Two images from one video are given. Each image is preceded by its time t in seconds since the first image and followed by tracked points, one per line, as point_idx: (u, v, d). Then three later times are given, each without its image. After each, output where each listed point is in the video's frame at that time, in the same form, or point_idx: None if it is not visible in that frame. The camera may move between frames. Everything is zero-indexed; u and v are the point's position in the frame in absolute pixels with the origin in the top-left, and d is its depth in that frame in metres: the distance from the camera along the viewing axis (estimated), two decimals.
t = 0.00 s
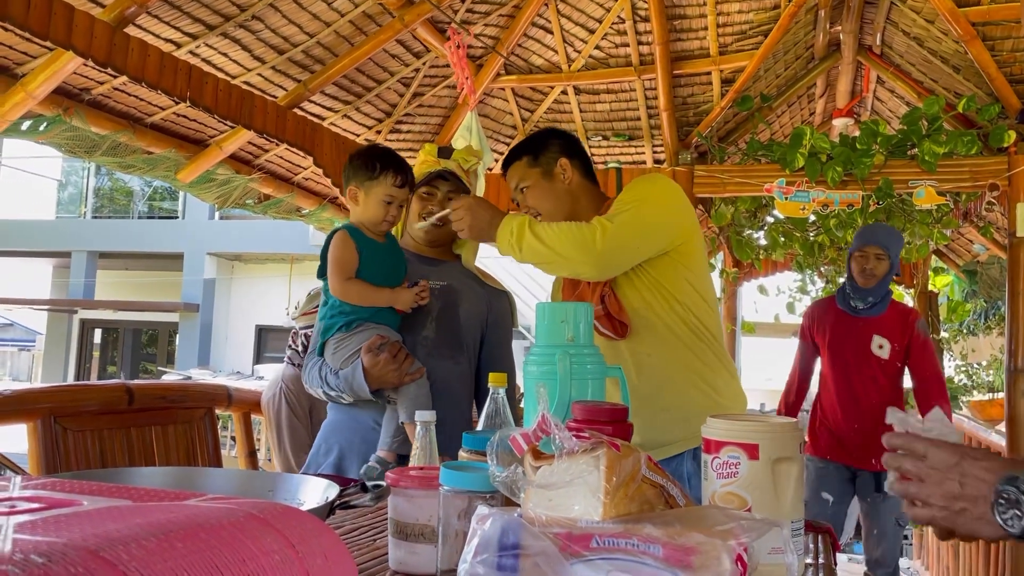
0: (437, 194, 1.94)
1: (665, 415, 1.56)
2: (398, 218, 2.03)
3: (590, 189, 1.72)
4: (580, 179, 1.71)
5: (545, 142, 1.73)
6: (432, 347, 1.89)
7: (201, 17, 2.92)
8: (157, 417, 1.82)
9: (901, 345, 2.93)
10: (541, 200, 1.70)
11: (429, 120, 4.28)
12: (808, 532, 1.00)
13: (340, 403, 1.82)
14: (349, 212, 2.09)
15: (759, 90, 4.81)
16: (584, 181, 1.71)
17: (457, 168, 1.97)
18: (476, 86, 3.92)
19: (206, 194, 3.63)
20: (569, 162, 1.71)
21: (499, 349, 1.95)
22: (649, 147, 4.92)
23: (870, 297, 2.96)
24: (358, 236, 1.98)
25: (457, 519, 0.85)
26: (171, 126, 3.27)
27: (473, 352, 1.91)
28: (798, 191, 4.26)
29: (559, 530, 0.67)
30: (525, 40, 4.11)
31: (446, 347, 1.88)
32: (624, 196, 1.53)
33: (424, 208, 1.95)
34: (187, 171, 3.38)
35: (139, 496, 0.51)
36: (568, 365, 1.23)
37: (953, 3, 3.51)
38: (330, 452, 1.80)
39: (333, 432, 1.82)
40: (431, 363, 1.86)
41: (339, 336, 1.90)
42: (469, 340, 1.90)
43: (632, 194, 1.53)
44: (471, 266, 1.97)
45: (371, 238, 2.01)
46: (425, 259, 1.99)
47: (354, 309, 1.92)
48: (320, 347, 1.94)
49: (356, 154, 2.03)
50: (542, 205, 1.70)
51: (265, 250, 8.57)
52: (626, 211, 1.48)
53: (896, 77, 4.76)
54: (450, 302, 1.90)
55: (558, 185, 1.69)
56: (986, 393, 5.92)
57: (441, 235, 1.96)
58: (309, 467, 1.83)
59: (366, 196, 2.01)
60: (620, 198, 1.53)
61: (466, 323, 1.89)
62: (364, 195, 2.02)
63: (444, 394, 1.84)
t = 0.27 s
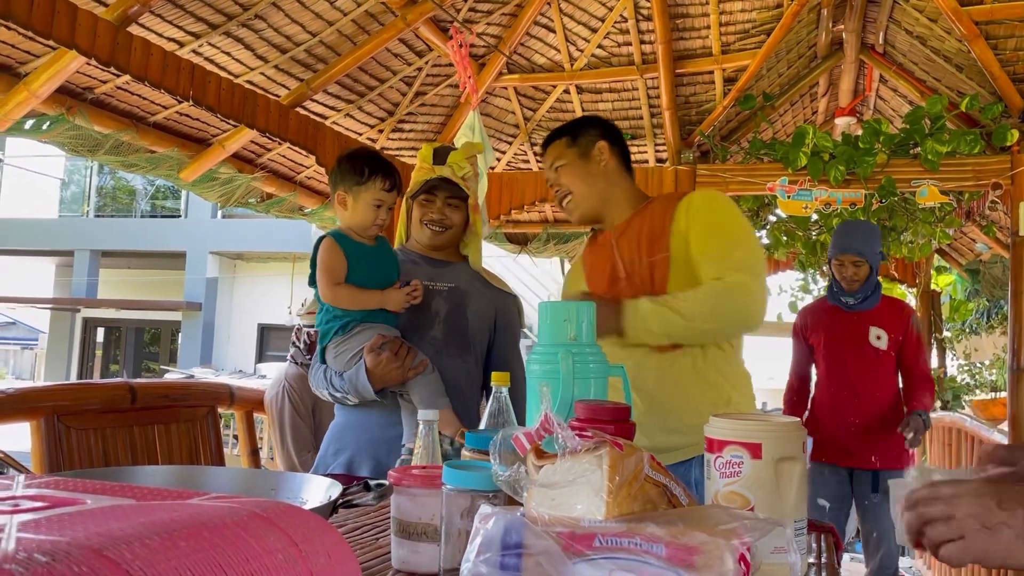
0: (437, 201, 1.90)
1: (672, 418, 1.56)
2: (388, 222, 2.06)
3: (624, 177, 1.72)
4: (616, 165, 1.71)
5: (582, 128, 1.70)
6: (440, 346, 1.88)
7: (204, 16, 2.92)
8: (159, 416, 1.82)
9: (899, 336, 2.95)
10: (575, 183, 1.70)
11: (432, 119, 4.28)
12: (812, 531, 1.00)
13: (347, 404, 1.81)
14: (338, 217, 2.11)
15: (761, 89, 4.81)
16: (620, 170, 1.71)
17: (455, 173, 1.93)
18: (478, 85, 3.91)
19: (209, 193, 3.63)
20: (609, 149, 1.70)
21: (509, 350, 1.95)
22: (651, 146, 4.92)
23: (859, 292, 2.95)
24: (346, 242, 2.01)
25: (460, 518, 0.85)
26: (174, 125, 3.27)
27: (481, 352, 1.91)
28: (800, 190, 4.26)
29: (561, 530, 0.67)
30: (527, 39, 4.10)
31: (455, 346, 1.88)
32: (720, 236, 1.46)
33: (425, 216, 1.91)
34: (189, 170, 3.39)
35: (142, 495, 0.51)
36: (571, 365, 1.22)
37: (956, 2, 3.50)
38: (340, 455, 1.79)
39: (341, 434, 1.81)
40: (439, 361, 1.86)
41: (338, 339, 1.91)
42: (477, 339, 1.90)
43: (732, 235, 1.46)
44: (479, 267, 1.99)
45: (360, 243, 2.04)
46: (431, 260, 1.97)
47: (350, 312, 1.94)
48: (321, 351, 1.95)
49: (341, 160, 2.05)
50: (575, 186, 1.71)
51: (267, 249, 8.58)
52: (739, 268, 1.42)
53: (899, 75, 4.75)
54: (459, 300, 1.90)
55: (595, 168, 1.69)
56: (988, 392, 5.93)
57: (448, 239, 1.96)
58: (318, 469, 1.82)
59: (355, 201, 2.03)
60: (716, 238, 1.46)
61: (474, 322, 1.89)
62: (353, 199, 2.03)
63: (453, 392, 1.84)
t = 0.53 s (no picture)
0: (438, 195, 1.91)
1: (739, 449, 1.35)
2: (388, 220, 2.06)
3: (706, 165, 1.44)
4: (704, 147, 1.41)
5: (682, 98, 1.37)
6: (431, 347, 1.88)
7: (205, 15, 2.92)
8: (161, 414, 1.83)
9: (891, 335, 2.98)
10: (671, 161, 1.37)
11: (433, 117, 4.28)
12: (814, 530, 1.01)
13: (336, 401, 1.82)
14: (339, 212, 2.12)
15: (763, 88, 4.80)
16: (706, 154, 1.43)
17: (456, 168, 1.90)
18: (480, 83, 3.91)
19: (210, 192, 3.63)
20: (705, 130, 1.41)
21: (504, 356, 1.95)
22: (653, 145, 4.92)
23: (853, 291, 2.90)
24: (341, 240, 2.02)
25: (460, 516, 0.85)
26: (175, 124, 3.27)
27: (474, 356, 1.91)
28: (801, 189, 4.26)
29: (561, 529, 0.67)
30: (528, 38, 4.10)
31: (446, 347, 1.88)
32: (819, 259, 1.36)
33: (426, 210, 1.91)
34: (191, 169, 3.39)
35: (142, 494, 0.51)
36: (572, 364, 1.22)
37: (957, 0, 3.49)
38: (327, 451, 1.80)
39: (329, 430, 1.82)
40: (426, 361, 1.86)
41: (324, 336, 1.95)
42: (471, 340, 1.90)
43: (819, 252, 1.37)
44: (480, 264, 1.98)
45: (356, 241, 2.06)
46: (434, 258, 1.96)
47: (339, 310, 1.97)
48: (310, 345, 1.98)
49: (345, 155, 2.05)
50: (670, 164, 1.37)
51: (269, 248, 8.59)
52: (841, 293, 1.35)
53: (900, 74, 4.74)
54: (453, 301, 1.89)
55: (691, 142, 1.37)
56: (991, 391, 5.92)
57: (448, 235, 1.95)
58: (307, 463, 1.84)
59: (356, 197, 2.03)
60: (817, 262, 1.36)
61: (468, 323, 1.89)
62: (353, 196, 2.04)
63: (441, 391, 1.84)
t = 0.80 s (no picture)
0: (447, 193, 1.90)
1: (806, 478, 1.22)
2: (389, 216, 2.07)
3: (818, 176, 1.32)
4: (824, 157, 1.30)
5: (814, 91, 1.24)
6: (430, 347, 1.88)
7: (207, 13, 2.91)
8: (163, 413, 1.82)
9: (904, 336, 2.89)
10: (794, 160, 1.22)
11: (436, 116, 4.28)
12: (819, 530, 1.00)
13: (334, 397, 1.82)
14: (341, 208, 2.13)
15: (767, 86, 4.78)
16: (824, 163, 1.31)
17: (465, 167, 1.90)
18: (482, 81, 3.91)
19: (212, 190, 3.63)
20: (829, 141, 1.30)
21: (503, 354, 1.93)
22: (656, 142, 4.91)
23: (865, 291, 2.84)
24: (341, 236, 2.02)
25: (463, 516, 0.84)
26: (178, 122, 3.27)
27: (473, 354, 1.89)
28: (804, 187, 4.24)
29: (565, 528, 0.67)
30: (531, 36, 4.09)
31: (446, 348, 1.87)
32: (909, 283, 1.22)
33: (434, 208, 1.90)
34: (193, 167, 3.39)
35: (142, 492, 0.51)
36: (575, 362, 1.22)
37: None
38: (324, 446, 1.80)
39: (327, 426, 1.83)
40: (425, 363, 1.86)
41: (323, 333, 1.94)
42: (472, 340, 1.88)
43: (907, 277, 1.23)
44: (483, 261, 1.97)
45: (356, 237, 2.06)
46: (438, 257, 1.96)
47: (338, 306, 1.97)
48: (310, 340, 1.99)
49: (347, 151, 2.06)
50: (792, 164, 1.22)
51: (271, 247, 8.59)
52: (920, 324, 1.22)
53: (905, 72, 4.72)
54: (454, 301, 1.88)
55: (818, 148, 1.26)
56: (995, 390, 5.91)
57: (454, 234, 1.93)
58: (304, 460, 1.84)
59: (358, 193, 2.04)
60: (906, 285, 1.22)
61: (470, 322, 1.88)
62: (355, 191, 2.04)
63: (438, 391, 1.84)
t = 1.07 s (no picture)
0: (448, 191, 1.90)
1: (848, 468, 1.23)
2: (390, 213, 2.10)
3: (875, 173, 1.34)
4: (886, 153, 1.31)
5: (889, 82, 1.24)
6: (428, 345, 1.87)
7: (202, 9, 2.90)
8: (158, 409, 1.83)
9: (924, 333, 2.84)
10: (863, 156, 1.24)
11: (431, 112, 4.27)
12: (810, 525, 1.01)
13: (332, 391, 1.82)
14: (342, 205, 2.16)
15: (762, 83, 4.78)
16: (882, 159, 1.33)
17: (467, 165, 1.90)
18: (478, 77, 3.91)
19: (208, 186, 3.63)
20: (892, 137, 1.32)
21: (501, 349, 1.92)
22: (652, 139, 4.91)
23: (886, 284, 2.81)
24: (341, 230, 2.05)
25: (459, 511, 0.85)
26: (173, 118, 3.26)
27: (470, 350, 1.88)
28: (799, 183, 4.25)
29: (560, 523, 0.67)
30: (527, 32, 4.08)
31: (444, 346, 1.86)
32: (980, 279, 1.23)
33: (434, 205, 1.91)
34: (189, 163, 3.39)
35: (140, 487, 0.51)
36: (570, 358, 1.23)
37: None
38: (321, 441, 1.82)
39: (325, 420, 1.84)
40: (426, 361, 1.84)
41: (325, 327, 1.92)
42: (469, 336, 1.88)
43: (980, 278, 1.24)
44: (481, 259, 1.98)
45: (356, 231, 2.08)
46: (434, 253, 1.97)
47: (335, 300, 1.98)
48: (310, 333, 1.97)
49: (348, 148, 2.10)
50: (859, 160, 1.24)
51: (267, 244, 8.57)
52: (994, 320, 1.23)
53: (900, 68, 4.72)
54: (450, 298, 1.89)
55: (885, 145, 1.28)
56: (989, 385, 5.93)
57: (454, 232, 1.94)
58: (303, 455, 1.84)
59: (358, 189, 2.07)
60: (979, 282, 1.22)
61: (465, 318, 1.88)
62: (356, 187, 2.07)
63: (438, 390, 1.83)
